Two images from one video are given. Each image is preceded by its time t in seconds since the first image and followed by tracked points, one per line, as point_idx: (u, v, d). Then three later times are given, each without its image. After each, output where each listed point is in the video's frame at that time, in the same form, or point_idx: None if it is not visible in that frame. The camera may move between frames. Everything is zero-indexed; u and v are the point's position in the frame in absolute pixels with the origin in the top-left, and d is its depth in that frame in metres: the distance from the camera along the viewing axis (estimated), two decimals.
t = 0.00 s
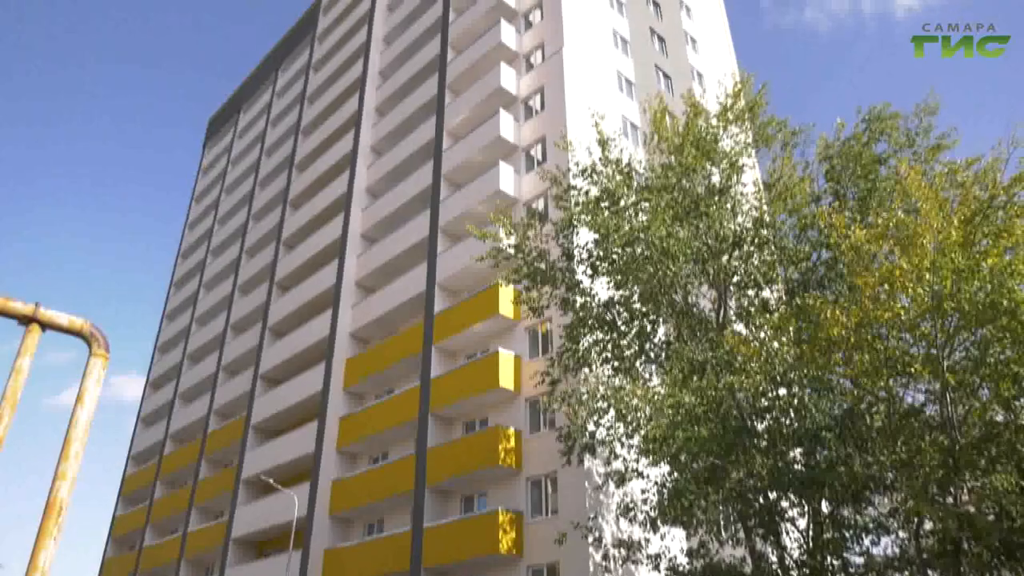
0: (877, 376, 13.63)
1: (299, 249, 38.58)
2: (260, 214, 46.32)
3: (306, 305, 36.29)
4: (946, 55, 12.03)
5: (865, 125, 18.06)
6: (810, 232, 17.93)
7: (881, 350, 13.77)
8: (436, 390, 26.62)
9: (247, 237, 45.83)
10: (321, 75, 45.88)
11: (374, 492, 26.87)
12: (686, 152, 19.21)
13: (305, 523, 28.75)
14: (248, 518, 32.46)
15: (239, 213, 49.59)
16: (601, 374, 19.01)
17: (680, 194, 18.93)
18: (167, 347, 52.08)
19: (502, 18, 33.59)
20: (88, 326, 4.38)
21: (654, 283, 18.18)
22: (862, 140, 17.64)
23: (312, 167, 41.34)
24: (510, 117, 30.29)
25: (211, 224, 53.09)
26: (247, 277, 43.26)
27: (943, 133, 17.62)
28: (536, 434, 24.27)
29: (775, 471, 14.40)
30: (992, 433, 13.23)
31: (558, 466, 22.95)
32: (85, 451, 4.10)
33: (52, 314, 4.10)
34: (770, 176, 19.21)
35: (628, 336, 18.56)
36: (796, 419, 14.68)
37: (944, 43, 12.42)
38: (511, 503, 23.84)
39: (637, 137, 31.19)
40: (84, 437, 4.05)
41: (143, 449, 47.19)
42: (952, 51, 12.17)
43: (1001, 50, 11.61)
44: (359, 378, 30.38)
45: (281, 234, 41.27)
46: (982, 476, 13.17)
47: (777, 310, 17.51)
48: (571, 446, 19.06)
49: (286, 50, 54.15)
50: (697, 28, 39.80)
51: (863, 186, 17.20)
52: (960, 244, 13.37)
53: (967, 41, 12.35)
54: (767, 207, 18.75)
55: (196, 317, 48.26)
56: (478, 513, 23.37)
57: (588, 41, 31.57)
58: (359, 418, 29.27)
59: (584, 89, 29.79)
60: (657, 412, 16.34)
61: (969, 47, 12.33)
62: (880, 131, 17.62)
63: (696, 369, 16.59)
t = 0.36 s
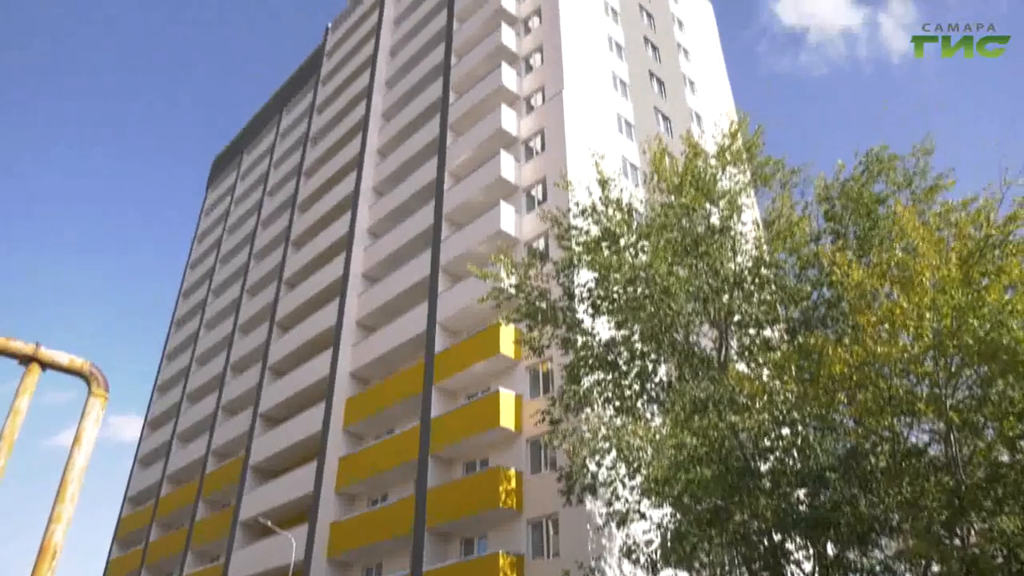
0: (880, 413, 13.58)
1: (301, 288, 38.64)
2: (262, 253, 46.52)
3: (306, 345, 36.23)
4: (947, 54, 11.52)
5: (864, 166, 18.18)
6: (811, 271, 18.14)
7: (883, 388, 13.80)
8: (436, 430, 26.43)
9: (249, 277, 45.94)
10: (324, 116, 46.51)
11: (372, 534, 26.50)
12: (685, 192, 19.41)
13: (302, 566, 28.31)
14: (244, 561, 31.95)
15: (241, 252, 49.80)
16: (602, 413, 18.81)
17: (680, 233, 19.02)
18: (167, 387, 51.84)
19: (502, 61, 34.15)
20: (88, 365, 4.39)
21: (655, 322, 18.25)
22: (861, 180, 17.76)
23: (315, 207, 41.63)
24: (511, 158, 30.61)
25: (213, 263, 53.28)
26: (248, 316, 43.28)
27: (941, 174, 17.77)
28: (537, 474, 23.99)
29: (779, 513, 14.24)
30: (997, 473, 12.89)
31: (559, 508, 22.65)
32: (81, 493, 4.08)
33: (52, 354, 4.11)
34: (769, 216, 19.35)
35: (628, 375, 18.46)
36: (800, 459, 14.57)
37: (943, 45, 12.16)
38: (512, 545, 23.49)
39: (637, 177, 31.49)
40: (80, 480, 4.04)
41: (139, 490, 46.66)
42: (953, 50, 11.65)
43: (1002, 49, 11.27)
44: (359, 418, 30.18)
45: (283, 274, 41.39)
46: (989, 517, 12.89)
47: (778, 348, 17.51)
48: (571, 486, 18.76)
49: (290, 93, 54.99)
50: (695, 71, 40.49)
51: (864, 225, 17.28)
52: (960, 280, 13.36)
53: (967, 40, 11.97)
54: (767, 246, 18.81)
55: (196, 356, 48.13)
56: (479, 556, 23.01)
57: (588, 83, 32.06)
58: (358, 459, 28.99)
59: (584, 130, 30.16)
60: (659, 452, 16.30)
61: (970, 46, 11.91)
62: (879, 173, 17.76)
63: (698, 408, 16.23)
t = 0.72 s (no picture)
0: (883, 449, 13.37)
1: (301, 322, 38.62)
2: (262, 287, 46.58)
3: (306, 379, 36.09)
4: (946, 55, 10.62)
5: (864, 202, 18.29)
6: (812, 304, 18.22)
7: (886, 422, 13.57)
8: (436, 464, 26.21)
9: (249, 310, 45.93)
10: (326, 152, 46.91)
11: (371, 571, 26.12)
12: (685, 226, 19.51)
13: None
14: None
15: (242, 286, 49.84)
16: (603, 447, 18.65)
17: (681, 266, 19.08)
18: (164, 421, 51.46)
19: (503, 97, 34.57)
20: (87, 402, 4.46)
21: (656, 355, 18.17)
22: (860, 216, 17.81)
23: (316, 242, 41.78)
24: (511, 192, 30.81)
25: (213, 297, 53.29)
26: (247, 350, 43.18)
27: (941, 210, 17.83)
28: (538, 509, 23.73)
29: (784, 550, 13.96)
30: (1005, 508, 12.93)
31: (560, 544, 22.31)
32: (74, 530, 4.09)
33: (52, 388, 4.17)
34: (768, 249, 19.42)
35: (629, 410, 18.33)
36: (804, 492, 14.68)
37: (943, 45, 11.28)
38: None
39: (637, 211, 31.67)
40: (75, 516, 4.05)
41: (135, 526, 46.04)
42: (951, 51, 10.84)
43: (1002, 48, 10.27)
44: (358, 453, 29.95)
45: (283, 308, 41.40)
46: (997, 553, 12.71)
47: (779, 381, 17.44)
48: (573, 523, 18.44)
49: (292, 129, 55.57)
50: (694, 106, 40.97)
51: (864, 258, 17.38)
52: (961, 311, 13.38)
53: (967, 41, 11.11)
54: (767, 279, 18.86)
55: (195, 390, 47.91)
56: None
57: (588, 118, 32.44)
58: (357, 494, 28.69)
59: (584, 164, 30.41)
60: (659, 486, 16.01)
61: (972, 47, 10.99)
62: (878, 209, 17.85)
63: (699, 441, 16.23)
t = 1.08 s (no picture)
0: (886, 476, 13.50)
1: (301, 348, 38.55)
2: (263, 313, 46.60)
3: (305, 404, 35.95)
4: (948, 54, 12.53)
5: (865, 229, 18.35)
6: (812, 328, 18.16)
7: (890, 448, 13.57)
8: (436, 491, 26.03)
9: (249, 336, 45.92)
10: (327, 178, 47.18)
11: None
12: (687, 251, 19.55)
13: None
14: None
15: (242, 311, 49.87)
16: (604, 472, 18.49)
17: (682, 291, 19.11)
18: (163, 447, 51.18)
19: (503, 124, 34.84)
20: (87, 427, 4.66)
21: (658, 380, 18.14)
22: (861, 243, 17.81)
23: (317, 267, 41.87)
24: (511, 218, 30.93)
25: (214, 323, 53.27)
26: (247, 375, 43.09)
27: (941, 238, 17.84)
28: (538, 537, 23.46)
29: None
30: (1010, 535, 12.95)
31: (561, 572, 21.99)
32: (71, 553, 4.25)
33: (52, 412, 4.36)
34: (770, 274, 19.44)
35: (631, 436, 18.18)
36: (807, 519, 14.67)
37: (943, 45, 13.04)
38: None
39: (637, 237, 31.74)
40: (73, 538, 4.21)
41: (131, 554, 45.54)
42: (954, 49, 12.65)
43: (1001, 48, 12.26)
44: (358, 479, 29.75)
45: (283, 333, 41.36)
46: None
47: (781, 406, 17.39)
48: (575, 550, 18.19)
49: (294, 156, 55.97)
50: (692, 133, 41.23)
51: (865, 289, 17.36)
52: (964, 336, 13.39)
53: (967, 41, 12.93)
54: (767, 304, 18.80)
55: (194, 416, 47.74)
56: None
57: (588, 145, 32.67)
58: (356, 521, 28.43)
59: (584, 190, 30.56)
60: (661, 512, 15.66)
61: (971, 47, 12.86)
62: (880, 238, 17.91)
63: (700, 467, 16.13)
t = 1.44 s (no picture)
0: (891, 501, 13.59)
1: (301, 369, 38.47)
2: (263, 334, 46.55)
3: (305, 426, 35.80)
4: (947, 53, 12.33)
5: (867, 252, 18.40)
6: (813, 350, 18.29)
7: (890, 472, 13.59)
8: (436, 514, 25.83)
9: (248, 357, 45.85)
10: (328, 199, 47.33)
11: None
12: (687, 273, 19.57)
13: None
14: None
15: (242, 332, 49.82)
16: (604, 495, 18.29)
17: (683, 312, 19.13)
18: (162, 469, 50.89)
19: (504, 147, 35.03)
20: (85, 448, 4.66)
21: (658, 403, 17.99)
22: (863, 265, 17.94)
23: (317, 288, 41.89)
24: (512, 239, 30.99)
25: (213, 344, 53.17)
26: (246, 397, 42.95)
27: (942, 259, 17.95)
28: (539, 560, 23.18)
29: None
30: (1016, 559, 13.10)
31: None
32: None
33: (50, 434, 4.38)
34: (771, 295, 19.39)
35: (631, 458, 18.03)
36: (810, 543, 14.32)
37: (944, 45, 12.80)
38: None
39: (637, 258, 31.83)
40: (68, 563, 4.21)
41: None
42: (953, 49, 12.44)
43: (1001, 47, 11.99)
44: (357, 501, 29.53)
45: (283, 354, 41.29)
46: None
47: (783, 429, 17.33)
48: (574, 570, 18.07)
49: (295, 177, 56.19)
50: (692, 155, 41.45)
51: (867, 308, 17.43)
52: (968, 357, 13.32)
53: (966, 41, 12.72)
54: (768, 325, 18.85)
55: (193, 438, 47.50)
56: None
57: (588, 167, 32.84)
58: (355, 544, 28.18)
59: (584, 212, 30.66)
60: (661, 537, 15.35)
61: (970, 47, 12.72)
62: (880, 261, 17.95)
63: (701, 489, 16.07)
